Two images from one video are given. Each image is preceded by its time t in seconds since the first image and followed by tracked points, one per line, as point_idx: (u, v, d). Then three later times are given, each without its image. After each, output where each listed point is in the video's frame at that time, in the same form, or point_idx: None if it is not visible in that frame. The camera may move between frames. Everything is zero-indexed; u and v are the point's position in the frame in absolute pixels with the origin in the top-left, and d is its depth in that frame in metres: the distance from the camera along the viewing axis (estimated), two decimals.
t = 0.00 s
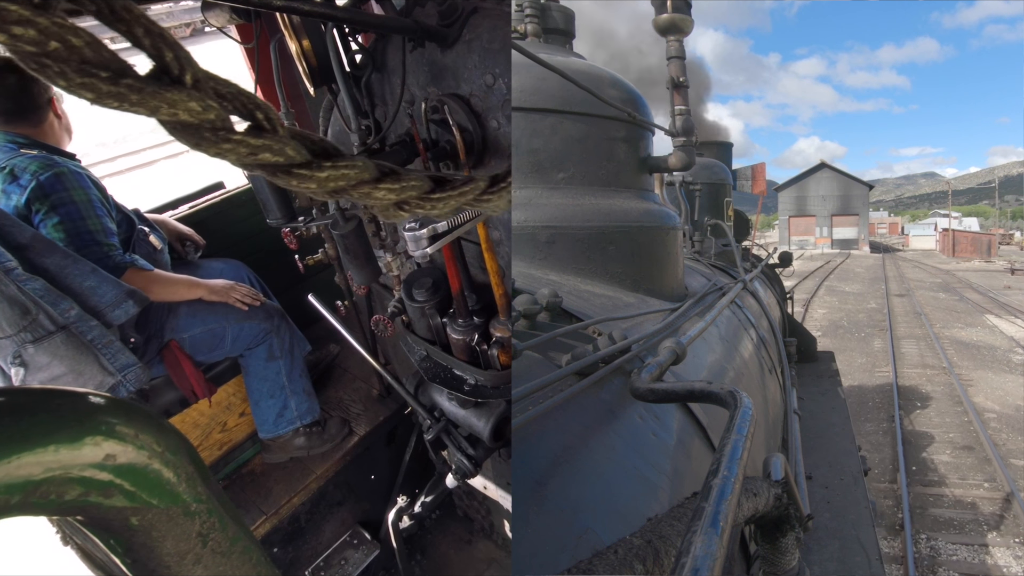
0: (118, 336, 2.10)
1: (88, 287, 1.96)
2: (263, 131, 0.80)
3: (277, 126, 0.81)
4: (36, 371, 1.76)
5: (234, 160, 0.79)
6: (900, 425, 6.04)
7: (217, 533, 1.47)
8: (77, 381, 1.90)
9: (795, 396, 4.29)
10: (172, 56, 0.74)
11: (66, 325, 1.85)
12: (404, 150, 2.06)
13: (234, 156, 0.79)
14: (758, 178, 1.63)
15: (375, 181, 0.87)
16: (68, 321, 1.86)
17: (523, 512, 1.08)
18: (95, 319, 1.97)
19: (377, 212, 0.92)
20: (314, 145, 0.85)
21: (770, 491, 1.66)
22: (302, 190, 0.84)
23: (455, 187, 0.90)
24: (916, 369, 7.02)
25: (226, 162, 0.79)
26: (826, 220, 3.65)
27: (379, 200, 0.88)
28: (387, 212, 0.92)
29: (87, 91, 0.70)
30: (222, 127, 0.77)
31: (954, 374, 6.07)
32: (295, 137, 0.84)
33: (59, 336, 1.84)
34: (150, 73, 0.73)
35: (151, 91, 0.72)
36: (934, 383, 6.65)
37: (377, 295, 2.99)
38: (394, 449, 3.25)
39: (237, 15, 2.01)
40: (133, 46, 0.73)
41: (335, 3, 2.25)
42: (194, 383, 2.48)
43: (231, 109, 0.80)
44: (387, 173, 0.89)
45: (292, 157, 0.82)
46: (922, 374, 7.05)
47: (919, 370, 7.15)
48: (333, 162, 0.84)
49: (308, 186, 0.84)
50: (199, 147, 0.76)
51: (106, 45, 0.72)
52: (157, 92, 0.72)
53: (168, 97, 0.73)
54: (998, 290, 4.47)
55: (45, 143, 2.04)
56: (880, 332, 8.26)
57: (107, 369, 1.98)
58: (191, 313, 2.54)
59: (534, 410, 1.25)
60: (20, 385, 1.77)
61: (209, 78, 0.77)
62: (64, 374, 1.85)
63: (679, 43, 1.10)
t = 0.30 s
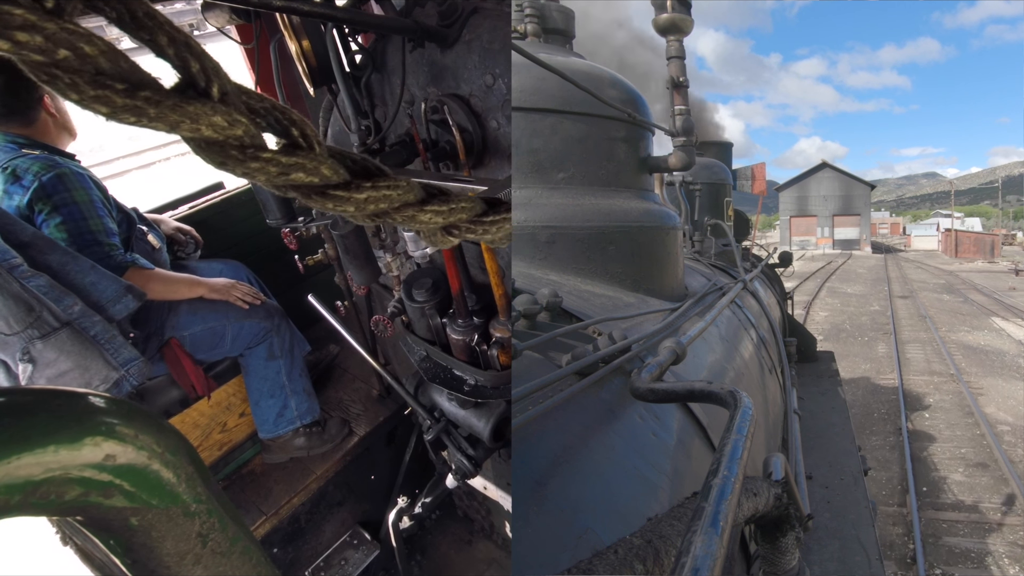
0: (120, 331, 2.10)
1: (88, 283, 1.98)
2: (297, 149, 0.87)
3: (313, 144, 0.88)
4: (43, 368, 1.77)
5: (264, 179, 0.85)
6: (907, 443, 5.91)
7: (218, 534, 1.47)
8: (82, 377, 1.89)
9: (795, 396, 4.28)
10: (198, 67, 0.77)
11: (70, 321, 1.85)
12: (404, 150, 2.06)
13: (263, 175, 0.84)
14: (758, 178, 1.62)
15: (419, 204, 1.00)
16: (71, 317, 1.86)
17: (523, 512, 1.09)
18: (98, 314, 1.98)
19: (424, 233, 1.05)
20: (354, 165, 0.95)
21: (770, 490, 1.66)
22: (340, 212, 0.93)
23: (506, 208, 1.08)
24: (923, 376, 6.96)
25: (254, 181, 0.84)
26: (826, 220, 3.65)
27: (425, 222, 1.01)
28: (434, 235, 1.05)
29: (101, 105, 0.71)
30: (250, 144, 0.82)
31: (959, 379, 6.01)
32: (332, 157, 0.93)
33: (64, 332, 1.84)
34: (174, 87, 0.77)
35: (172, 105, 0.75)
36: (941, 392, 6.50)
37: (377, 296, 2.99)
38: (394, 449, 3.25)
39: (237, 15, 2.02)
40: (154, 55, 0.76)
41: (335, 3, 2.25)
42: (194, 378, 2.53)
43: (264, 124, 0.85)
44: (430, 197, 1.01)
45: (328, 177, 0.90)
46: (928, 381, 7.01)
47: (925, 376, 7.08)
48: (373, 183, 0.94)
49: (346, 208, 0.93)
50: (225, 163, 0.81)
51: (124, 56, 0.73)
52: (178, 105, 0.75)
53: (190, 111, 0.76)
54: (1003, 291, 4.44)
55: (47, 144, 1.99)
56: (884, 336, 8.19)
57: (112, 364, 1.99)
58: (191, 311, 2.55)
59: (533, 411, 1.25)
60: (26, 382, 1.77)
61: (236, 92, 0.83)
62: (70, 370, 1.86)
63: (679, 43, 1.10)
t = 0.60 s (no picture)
0: (120, 330, 2.08)
1: (88, 282, 1.98)
2: (272, 133, 0.84)
3: (287, 128, 0.85)
4: (44, 369, 1.75)
5: (241, 161, 0.82)
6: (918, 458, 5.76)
7: (218, 534, 1.47)
8: (83, 377, 1.89)
9: (796, 396, 4.29)
10: (181, 57, 0.76)
11: (71, 321, 1.85)
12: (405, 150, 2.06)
13: (241, 157, 0.81)
14: (757, 178, 1.63)
15: (385, 184, 0.95)
16: (72, 317, 1.86)
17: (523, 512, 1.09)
18: (98, 315, 1.98)
19: (386, 211, 1.00)
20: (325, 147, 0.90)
21: (770, 490, 1.66)
22: (311, 191, 0.89)
23: (472, 190, 1.01)
24: (930, 385, 6.94)
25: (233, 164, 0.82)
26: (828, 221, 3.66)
27: (390, 202, 0.96)
28: (397, 213, 1.00)
29: (93, 92, 0.71)
30: (229, 128, 0.80)
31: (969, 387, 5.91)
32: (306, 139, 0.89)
33: (65, 332, 1.83)
34: (158, 73, 0.76)
35: (159, 92, 0.73)
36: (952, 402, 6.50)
37: (377, 296, 3.00)
38: (394, 450, 3.25)
39: (238, 16, 2.02)
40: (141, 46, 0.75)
41: (336, 4, 2.26)
42: (195, 381, 2.53)
43: (242, 110, 0.83)
44: (398, 177, 0.96)
45: (301, 159, 0.86)
46: (935, 391, 6.93)
47: (933, 386, 6.98)
48: (343, 164, 0.89)
49: (317, 188, 0.89)
50: (206, 146, 0.79)
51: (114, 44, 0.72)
52: (163, 93, 0.74)
53: (175, 98, 0.74)
54: (1004, 292, 4.44)
55: (44, 144, 1.98)
56: (888, 340, 8.14)
57: (112, 365, 1.99)
58: (192, 313, 2.56)
59: (533, 411, 1.25)
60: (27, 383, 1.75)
61: (218, 79, 0.81)
62: (70, 370, 1.85)
63: (678, 43, 1.10)
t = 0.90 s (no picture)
0: (120, 334, 2.07)
1: (88, 286, 1.98)
2: (261, 127, 0.90)
3: (274, 122, 0.91)
4: (40, 371, 1.74)
5: (233, 154, 0.88)
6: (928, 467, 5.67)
7: (219, 535, 1.47)
8: (80, 380, 1.89)
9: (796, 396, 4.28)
10: (172, 52, 0.77)
11: (69, 323, 1.85)
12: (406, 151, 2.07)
13: (233, 151, 0.87)
14: (758, 178, 1.63)
15: (370, 175, 1.08)
16: (71, 319, 1.87)
17: (523, 512, 1.08)
18: (97, 317, 1.98)
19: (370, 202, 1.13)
20: (309, 142, 0.99)
21: (770, 490, 1.66)
22: (300, 183, 0.97)
23: (448, 181, 1.21)
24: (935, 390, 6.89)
25: (225, 156, 0.87)
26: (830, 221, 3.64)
27: (374, 192, 1.09)
28: (381, 203, 1.14)
29: (89, 89, 0.72)
30: (221, 123, 0.84)
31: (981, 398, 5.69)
32: (291, 133, 0.96)
33: (63, 334, 1.82)
34: (149, 69, 0.77)
35: (154, 88, 0.75)
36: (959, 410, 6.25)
37: (378, 297, 3.01)
38: (394, 450, 3.25)
39: (239, 17, 2.03)
40: (131, 41, 0.76)
41: (337, 5, 2.27)
42: (195, 382, 2.56)
43: (231, 105, 0.86)
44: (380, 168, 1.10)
45: (290, 152, 0.93)
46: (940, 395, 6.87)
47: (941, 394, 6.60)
48: (329, 156, 0.99)
49: (306, 180, 0.97)
50: (199, 141, 0.83)
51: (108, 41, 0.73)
52: (158, 88, 0.76)
53: (169, 93, 0.77)
54: (1007, 292, 4.42)
55: (44, 143, 2.10)
56: (893, 345, 8.03)
57: (111, 367, 1.98)
58: (192, 314, 2.55)
59: (532, 412, 1.25)
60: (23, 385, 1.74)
61: (205, 74, 0.83)
62: (69, 372, 1.84)
63: (678, 43, 1.11)
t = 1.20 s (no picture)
0: (122, 333, 2.07)
1: (90, 285, 1.98)
2: (294, 130, 0.86)
3: (309, 126, 0.87)
4: (45, 370, 1.75)
5: (262, 159, 0.83)
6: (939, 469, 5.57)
7: (220, 536, 1.48)
8: (84, 379, 1.89)
9: (796, 397, 4.27)
10: (201, 51, 0.75)
11: (72, 323, 1.85)
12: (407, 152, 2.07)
13: (262, 155, 0.83)
14: (757, 178, 1.62)
15: (409, 183, 1.00)
16: (74, 320, 1.87)
17: (523, 512, 1.08)
18: (100, 316, 1.98)
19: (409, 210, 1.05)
20: (347, 148, 0.94)
21: (770, 490, 1.65)
22: (334, 190, 0.91)
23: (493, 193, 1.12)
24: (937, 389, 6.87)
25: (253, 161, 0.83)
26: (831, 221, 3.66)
27: (414, 201, 1.02)
28: (421, 213, 1.07)
29: (113, 89, 0.69)
30: (250, 125, 0.80)
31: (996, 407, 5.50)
32: (326, 138, 0.91)
33: (66, 334, 1.83)
34: (179, 69, 0.75)
35: (179, 87, 0.73)
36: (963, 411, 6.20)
37: (380, 297, 3.02)
38: (395, 451, 3.26)
39: (241, 19, 2.03)
40: (161, 40, 0.73)
41: (338, 6, 2.27)
42: (197, 381, 2.55)
43: (263, 108, 0.83)
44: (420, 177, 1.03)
45: (323, 157, 0.88)
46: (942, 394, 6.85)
47: (951, 406, 5.61)
48: (366, 163, 0.93)
49: (340, 187, 0.91)
50: (227, 145, 0.80)
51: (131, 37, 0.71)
52: (185, 88, 0.73)
53: (196, 94, 0.74)
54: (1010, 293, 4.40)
55: (46, 144, 2.11)
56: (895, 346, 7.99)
57: (114, 367, 1.98)
58: (194, 315, 2.56)
59: (532, 411, 1.25)
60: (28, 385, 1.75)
61: (238, 76, 0.80)
62: (72, 372, 1.85)
63: (678, 43, 1.10)
